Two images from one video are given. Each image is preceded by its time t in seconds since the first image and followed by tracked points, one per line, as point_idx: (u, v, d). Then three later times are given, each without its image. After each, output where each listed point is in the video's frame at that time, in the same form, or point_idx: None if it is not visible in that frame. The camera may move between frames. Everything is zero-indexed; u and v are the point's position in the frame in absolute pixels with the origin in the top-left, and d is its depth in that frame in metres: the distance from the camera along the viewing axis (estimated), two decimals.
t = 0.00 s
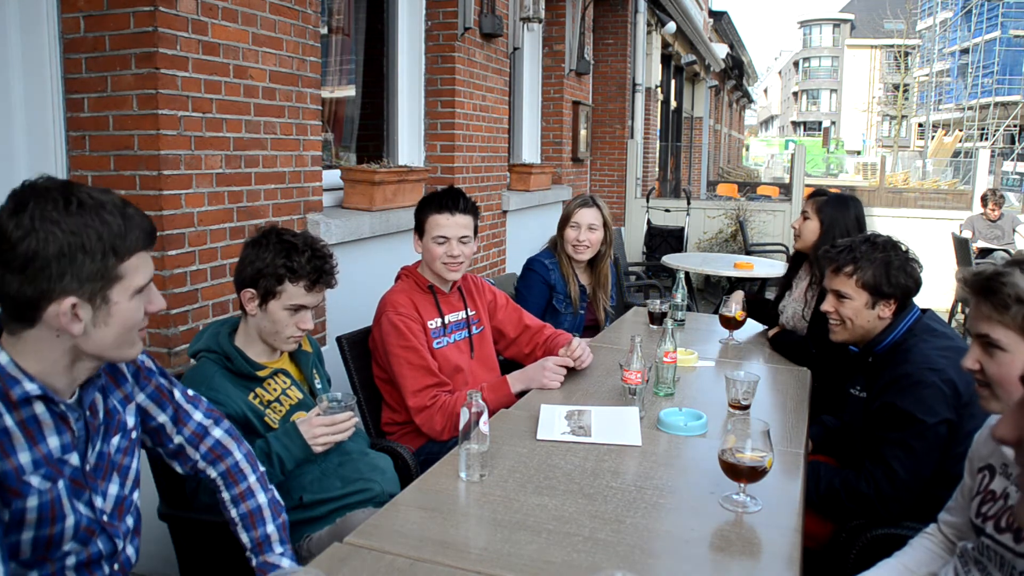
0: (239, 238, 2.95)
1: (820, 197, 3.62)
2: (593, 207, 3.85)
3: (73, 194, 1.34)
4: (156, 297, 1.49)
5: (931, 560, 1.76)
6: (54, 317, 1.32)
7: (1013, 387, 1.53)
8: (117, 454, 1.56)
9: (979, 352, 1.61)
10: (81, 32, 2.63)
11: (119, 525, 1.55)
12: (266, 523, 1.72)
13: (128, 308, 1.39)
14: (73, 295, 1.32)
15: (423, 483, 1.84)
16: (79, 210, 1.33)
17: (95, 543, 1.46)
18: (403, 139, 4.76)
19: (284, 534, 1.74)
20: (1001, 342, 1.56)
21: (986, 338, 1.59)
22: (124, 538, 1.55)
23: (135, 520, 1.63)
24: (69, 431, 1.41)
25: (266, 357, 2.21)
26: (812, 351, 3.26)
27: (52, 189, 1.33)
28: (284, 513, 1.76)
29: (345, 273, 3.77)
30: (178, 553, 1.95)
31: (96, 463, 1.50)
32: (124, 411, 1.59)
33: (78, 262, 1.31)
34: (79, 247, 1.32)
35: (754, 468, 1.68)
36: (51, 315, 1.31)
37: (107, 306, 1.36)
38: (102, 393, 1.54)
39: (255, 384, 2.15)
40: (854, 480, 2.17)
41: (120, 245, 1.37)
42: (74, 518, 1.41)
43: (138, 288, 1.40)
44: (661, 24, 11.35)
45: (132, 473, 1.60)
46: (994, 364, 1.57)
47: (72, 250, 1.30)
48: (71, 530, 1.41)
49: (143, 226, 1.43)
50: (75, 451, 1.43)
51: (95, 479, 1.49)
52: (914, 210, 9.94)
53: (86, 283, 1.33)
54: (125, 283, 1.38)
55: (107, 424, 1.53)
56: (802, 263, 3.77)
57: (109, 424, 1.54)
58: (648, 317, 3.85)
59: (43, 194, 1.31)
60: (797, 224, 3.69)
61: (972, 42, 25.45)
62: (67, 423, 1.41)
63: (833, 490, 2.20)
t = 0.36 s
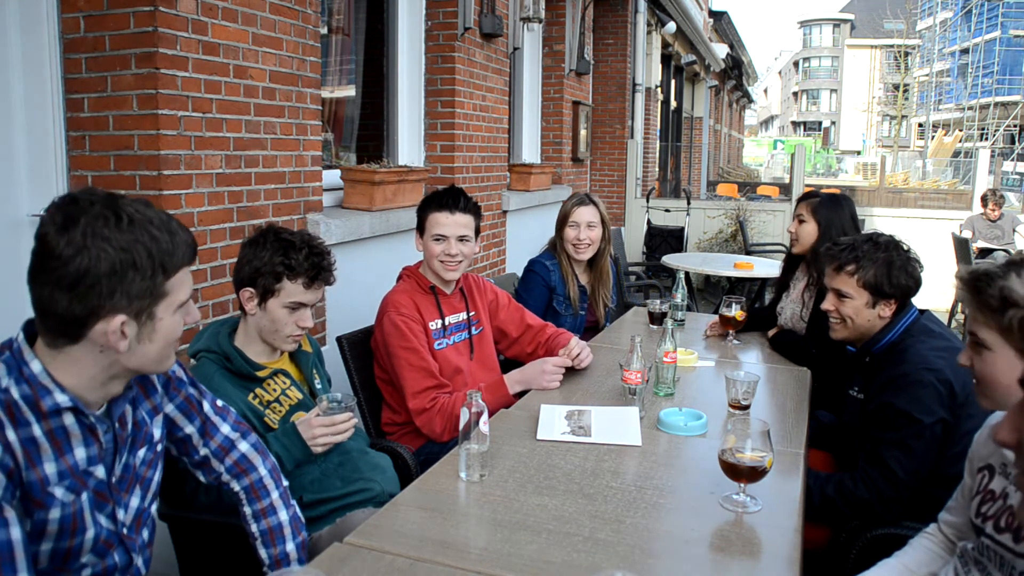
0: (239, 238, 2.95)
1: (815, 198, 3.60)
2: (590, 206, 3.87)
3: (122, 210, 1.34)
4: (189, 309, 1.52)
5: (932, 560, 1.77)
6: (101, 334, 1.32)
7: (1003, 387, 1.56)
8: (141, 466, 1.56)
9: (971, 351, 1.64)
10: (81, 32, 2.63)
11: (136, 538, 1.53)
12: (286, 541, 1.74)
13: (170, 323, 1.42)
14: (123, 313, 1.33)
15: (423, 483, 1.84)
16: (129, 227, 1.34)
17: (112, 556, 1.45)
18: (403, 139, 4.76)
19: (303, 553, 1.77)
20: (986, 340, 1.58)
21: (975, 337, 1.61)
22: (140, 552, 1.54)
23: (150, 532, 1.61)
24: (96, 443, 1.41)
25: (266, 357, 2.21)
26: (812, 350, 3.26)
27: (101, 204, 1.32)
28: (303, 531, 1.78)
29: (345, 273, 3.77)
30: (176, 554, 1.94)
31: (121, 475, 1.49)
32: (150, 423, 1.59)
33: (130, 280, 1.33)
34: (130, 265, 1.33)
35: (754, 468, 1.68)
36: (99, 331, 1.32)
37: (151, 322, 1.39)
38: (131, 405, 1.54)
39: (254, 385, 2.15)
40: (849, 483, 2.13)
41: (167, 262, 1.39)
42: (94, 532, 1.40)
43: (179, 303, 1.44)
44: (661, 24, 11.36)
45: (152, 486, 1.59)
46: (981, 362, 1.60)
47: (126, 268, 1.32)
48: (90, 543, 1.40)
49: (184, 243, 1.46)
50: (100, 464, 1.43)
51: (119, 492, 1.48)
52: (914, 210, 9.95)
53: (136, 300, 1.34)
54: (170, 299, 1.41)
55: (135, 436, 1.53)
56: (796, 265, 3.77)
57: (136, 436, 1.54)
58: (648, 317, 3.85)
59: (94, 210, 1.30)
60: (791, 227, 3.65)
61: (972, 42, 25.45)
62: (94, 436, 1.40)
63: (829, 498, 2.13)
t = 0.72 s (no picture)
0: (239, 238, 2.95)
1: (815, 200, 3.57)
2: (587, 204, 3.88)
3: (94, 184, 1.38)
4: (167, 301, 1.41)
5: (932, 560, 1.77)
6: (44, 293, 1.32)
7: (992, 385, 1.61)
8: (139, 465, 1.55)
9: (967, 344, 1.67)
10: (81, 32, 2.63)
11: (136, 537, 1.53)
12: (300, 543, 1.73)
13: (113, 295, 1.34)
14: (56, 269, 1.31)
15: (423, 483, 1.84)
16: (84, 194, 1.36)
17: (111, 553, 1.45)
18: (403, 139, 4.76)
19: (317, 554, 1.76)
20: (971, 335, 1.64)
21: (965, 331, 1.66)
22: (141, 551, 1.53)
23: (153, 532, 1.61)
24: (91, 438, 1.41)
25: (265, 357, 2.21)
26: (811, 350, 3.26)
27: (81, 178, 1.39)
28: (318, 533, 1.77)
29: (345, 273, 3.77)
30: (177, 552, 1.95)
31: (117, 473, 1.50)
32: (152, 422, 1.59)
33: (66, 238, 1.32)
34: (71, 224, 1.33)
35: (754, 468, 1.68)
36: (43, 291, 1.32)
37: (92, 290, 1.33)
38: (130, 403, 1.54)
39: (254, 385, 2.15)
40: (853, 482, 2.14)
41: (111, 228, 1.34)
42: (91, 525, 1.40)
43: (129, 278, 1.35)
44: (661, 25, 11.35)
45: (153, 486, 1.58)
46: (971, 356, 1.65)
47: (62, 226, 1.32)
48: (87, 537, 1.39)
49: (152, 220, 1.40)
50: (95, 460, 1.43)
51: (114, 489, 1.49)
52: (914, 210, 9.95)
53: (73, 260, 1.32)
54: (112, 268, 1.34)
55: (132, 434, 1.54)
56: (796, 267, 3.75)
57: (133, 435, 1.54)
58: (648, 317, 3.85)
59: (67, 180, 1.38)
60: (791, 229, 3.61)
61: (971, 42, 25.45)
62: (89, 431, 1.41)
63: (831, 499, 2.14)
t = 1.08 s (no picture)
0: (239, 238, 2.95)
1: (815, 203, 3.56)
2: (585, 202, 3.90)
3: (75, 189, 1.37)
4: (151, 305, 1.41)
5: (931, 560, 1.76)
6: (29, 299, 1.32)
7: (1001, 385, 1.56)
8: (126, 462, 1.54)
9: (976, 350, 1.61)
10: (81, 32, 2.63)
11: (124, 533, 1.52)
12: (281, 532, 1.73)
13: (101, 303, 1.34)
14: (40, 278, 1.31)
15: (423, 483, 1.84)
16: (65, 201, 1.34)
17: (99, 549, 1.44)
18: (403, 139, 4.76)
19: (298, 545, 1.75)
20: (996, 340, 1.56)
21: (981, 336, 1.59)
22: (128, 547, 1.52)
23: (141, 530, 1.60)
24: (75, 434, 1.40)
25: (265, 358, 2.21)
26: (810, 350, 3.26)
27: (60, 183, 1.37)
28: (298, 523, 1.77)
29: (345, 273, 3.77)
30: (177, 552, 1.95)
31: (103, 469, 1.48)
32: (136, 420, 1.57)
33: (50, 246, 1.31)
34: (54, 232, 1.31)
35: (754, 468, 1.68)
36: (27, 298, 1.32)
37: (78, 297, 1.32)
38: (113, 401, 1.52)
39: (254, 385, 2.15)
40: (851, 484, 2.14)
41: (94, 236, 1.33)
42: (77, 520, 1.39)
43: (114, 285, 1.35)
44: (661, 24, 11.35)
45: (139, 483, 1.57)
46: (989, 361, 1.58)
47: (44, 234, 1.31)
48: (73, 532, 1.39)
49: (133, 225, 1.39)
50: (79, 456, 1.42)
51: (101, 485, 1.47)
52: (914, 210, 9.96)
53: (57, 268, 1.31)
54: (96, 276, 1.33)
55: (115, 432, 1.51)
56: (794, 268, 3.75)
57: (118, 432, 1.52)
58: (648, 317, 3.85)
59: (46, 185, 1.36)
60: (791, 230, 3.62)
61: (971, 42, 25.46)
62: (73, 427, 1.40)
63: (830, 500, 2.14)
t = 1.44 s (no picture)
0: (239, 238, 2.95)
1: (815, 205, 3.55)
2: (586, 201, 3.89)
3: (47, 192, 1.36)
4: (135, 300, 1.45)
5: (932, 560, 1.77)
6: (21, 308, 1.31)
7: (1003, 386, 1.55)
8: (105, 462, 1.54)
9: (977, 353, 1.61)
10: (81, 32, 2.63)
11: (108, 533, 1.52)
12: (262, 527, 1.72)
13: (98, 305, 1.36)
14: (36, 285, 1.31)
15: (423, 483, 1.84)
16: (48, 205, 1.34)
17: (86, 549, 1.44)
18: (403, 139, 4.76)
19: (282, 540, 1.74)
20: (996, 342, 1.56)
21: (981, 338, 1.59)
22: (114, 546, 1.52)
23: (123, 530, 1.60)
24: (53, 435, 1.40)
25: (265, 357, 2.21)
26: (810, 350, 3.27)
27: (29, 187, 1.35)
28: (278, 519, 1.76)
29: (345, 273, 3.77)
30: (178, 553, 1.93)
31: (83, 470, 1.48)
32: (112, 420, 1.57)
33: (44, 253, 1.31)
34: (46, 239, 1.32)
35: (754, 468, 1.68)
36: (18, 306, 1.30)
37: (75, 300, 1.34)
38: (89, 401, 1.52)
39: (255, 384, 2.15)
40: (889, 488, 2.10)
41: (88, 239, 1.35)
42: (62, 521, 1.39)
43: (109, 286, 1.38)
44: (661, 25, 11.35)
45: (119, 482, 1.57)
46: (990, 363, 1.58)
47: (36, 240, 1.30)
48: (58, 533, 1.38)
49: (119, 226, 1.42)
50: (59, 457, 1.42)
51: (83, 485, 1.47)
52: (914, 210, 9.98)
53: (52, 274, 1.32)
54: (93, 278, 1.36)
55: (95, 432, 1.51)
56: (794, 271, 3.76)
57: (97, 432, 1.52)
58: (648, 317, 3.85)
59: (17, 190, 1.33)
60: (791, 232, 3.62)
61: (971, 43, 25.47)
62: (51, 427, 1.40)
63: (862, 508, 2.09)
